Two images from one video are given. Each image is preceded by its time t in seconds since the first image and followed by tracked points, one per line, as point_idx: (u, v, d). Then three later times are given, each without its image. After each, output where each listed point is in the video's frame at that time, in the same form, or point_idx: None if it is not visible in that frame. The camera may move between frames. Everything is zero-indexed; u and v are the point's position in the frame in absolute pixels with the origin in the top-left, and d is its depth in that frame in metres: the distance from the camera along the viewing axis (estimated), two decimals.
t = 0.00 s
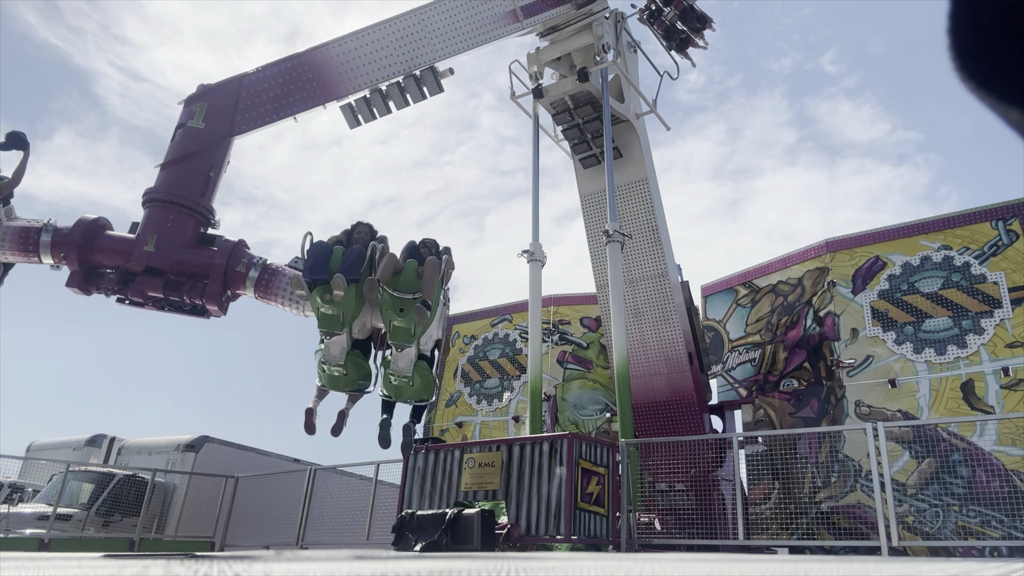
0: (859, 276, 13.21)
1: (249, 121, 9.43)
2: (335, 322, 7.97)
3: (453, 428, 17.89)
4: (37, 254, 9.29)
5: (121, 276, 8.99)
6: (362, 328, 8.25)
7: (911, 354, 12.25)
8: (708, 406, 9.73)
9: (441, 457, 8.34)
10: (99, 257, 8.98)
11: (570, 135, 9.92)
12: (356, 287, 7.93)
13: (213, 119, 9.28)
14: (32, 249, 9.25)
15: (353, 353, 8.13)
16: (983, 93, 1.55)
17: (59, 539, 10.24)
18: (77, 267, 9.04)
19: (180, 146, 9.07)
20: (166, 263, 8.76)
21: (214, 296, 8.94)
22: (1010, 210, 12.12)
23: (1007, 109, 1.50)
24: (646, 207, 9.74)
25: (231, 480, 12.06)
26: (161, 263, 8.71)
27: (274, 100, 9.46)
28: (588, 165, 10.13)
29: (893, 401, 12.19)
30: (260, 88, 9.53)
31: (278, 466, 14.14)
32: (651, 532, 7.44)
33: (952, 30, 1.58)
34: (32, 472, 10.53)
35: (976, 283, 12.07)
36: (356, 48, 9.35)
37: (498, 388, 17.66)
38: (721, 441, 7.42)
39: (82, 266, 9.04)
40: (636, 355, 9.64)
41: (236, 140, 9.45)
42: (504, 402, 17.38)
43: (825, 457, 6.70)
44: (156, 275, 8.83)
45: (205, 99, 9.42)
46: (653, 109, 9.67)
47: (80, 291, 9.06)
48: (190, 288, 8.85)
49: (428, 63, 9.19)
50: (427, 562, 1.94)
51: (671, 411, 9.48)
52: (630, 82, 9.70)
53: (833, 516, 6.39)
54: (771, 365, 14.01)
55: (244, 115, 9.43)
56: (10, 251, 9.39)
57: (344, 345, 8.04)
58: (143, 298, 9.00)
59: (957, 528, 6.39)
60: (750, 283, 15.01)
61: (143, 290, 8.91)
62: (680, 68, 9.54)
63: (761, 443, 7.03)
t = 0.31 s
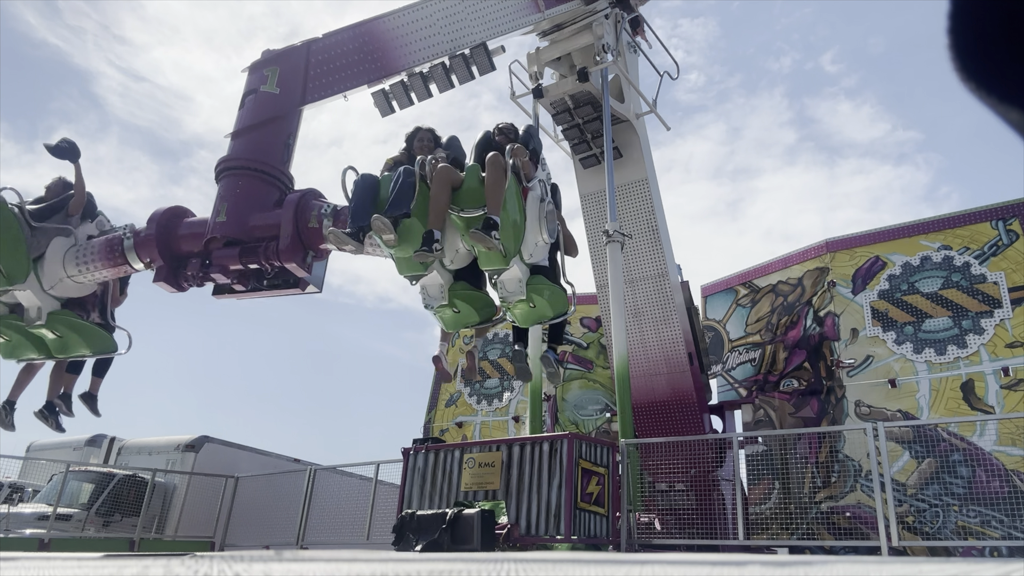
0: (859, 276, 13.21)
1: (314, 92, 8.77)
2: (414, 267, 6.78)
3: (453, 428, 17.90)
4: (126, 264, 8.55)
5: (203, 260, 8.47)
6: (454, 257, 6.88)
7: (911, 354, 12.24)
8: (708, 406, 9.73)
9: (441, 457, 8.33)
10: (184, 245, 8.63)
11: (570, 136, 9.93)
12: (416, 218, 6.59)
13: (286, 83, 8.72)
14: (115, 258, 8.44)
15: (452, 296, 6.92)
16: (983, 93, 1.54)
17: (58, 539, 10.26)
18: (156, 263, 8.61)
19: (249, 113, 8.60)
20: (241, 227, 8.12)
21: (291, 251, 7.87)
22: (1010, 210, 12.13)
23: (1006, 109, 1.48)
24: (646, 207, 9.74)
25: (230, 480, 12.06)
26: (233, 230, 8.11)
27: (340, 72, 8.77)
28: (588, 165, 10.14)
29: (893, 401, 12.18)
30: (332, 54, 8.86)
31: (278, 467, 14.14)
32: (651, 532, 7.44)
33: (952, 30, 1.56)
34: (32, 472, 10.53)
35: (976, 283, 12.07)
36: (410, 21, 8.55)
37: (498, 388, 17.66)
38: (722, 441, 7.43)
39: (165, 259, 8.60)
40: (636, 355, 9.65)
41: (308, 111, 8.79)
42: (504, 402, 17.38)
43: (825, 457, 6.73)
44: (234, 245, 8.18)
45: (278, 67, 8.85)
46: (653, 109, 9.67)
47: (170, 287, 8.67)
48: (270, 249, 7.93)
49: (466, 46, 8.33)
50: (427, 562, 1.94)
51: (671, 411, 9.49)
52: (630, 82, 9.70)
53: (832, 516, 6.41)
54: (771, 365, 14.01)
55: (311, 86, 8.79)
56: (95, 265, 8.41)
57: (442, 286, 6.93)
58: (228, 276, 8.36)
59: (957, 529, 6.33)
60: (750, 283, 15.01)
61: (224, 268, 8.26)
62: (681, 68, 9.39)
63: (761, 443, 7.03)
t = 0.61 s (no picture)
0: (859, 276, 13.22)
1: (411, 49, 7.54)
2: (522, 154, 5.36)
3: (453, 428, 17.90)
4: (264, 267, 7.77)
5: (319, 232, 7.36)
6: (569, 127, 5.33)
7: (911, 354, 12.25)
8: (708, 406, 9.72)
9: (441, 458, 8.34)
10: (300, 225, 7.48)
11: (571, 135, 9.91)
12: (495, 91, 5.27)
13: (382, 39, 7.59)
14: (250, 263, 7.78)
15: (589, 174, 5.42)
16: (983, 92, 1.54)
17: (58, 539, 10.25)
18: (279, 257, 7.59)
19: (342, 71, 7.54)
20: (346, 177, 7.11)
21: (393, 184, 6.68)
22: (1009, 210, 12.15)
23: (1006, 108, 1.48)
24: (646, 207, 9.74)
25: (231, 480, 12.05)
26: (337, 182, 7.10)
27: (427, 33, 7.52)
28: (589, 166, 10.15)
29: (893, 401, 12.18)
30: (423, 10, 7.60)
31: (278, 467, 14.14)
32: (651, 532, 7.43)
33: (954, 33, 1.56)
34: (32, 472, 10.54)
35: (976, 283, 12.07)
36: None
37: (498, 388, 17.66)
38: (722, 441, 7.41)
39: (289, 243, 7.49)
40: (636, 355, 9.65)
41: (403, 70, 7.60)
42: (504, 402, 17.38)
43: (825, 457, 6.71)
44: (339, 199, 7.12)
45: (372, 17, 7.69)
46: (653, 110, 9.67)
47: (298, 271, 7.61)
48: (376, 191, 6.78)
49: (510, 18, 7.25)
50: (428, 562, 1.94)
51: (671, 411, 9.48)
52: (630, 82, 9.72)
53: (833, 516, 6.42)
54: (771, 365, 14.01)
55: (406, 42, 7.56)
56: (236, 274, 7.90)
57: (569, 168, 5.43)
58: (347, 238, 7.26)
59: (957, 529, 6.32)
60: (750, 283, 15.00)
61: (337, 229, 7.21)
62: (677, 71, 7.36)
63: (761, 443, 7.04)
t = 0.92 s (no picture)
0: (859, 276, 13.22)
1: None
2: None
3: (453, 429, 17.90)
4: (456, 247, 7.75)
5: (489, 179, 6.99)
6: None
7: (911, 354, 12.24)
8: (708, 406, 9.71)
9: (441, 458, 8.34)
10: (470, 186, 7.15)
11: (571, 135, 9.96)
12: None
13: None
14: (441, 247, 7.76)
15: None
16: (983, 93, 1.53)
17: (58, 539, 10.25)
18: (462, 225, 7.47)
19: (472, 14, 7.14)
20: (494, 117, 6.78)
21: (535, 93, 5.92)
22: (1009, 210, 12.15)
23: (1006, 109, 1.48)
24: (646, 207, 9.75)
25: (230, 480, 12.05)
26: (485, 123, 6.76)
27: None
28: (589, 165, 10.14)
29: (892, 401, 12.18)
30: None
31: (278, 467, 14.14)
32: (651, 532, 7.50)
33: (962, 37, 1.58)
34: (32, 472, 10.54)
35: (976, 284, 12.07)
36: None
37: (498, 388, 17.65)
38: (721, 441, 7.38)
39: (465, 208, 7.31)
40: (636, 355, 9.66)
41: None
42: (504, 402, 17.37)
43: (825, 457, 6.72)
44: (493, 140, 6.74)
45: None
46: (653, 109, 9.66)
47: (483, 235, 7.42)
48: (521, 113, 6.20)
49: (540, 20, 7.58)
50: (427, 562, 1.93)
51: (670, 411, 9.47)
52: (630, 82, 9.72)
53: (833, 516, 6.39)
54: (771, 365, 14.00)
55: None
56: (433, 263, 7.93)
57: None
58: (513, 178, 6.84)
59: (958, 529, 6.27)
60: (750, 283, 15.00)
61: (505, 169, 6.79)
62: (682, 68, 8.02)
63: (761, 442, 7.05)
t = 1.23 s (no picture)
0: (859, 276, 13.22)
1: None
2: None
3: (453, 428, 17.89)
4: (651, 194, 6.63)
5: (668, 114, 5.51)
6: None
7: (911, 354, 12.24)
8: (708, 406, 9.71)
9: (441, 458, 8.34)
10: (650, 131, 5.79)
11: (570, 135, 10.01)
12: None
13: None
14: (633, 197, 6.67)
15: None
16: (982, 92, 1.54)
17: (58, 539, 10.22)
18: (649, 169, 6.11)
19: None
20: (653, 48, 5.33)
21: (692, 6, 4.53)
22: (1009, 210, 12.16)
23: (1007, 109, 1.49)
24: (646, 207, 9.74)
25: (230, 480, 12.06)
26: (645, 59, 5.32)
27: None
28: (589, 165, 10.12)
29: (893, 401, 12.17)
30: None
31: (278, 467, 14.14)
32: (651, 532, 7.41)
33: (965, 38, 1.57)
34: (32, 472, 10.54)
35: (976, 284, 12.07)
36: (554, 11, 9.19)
37: (498, 388, 17.64)
38: (722, 441, 7.39)
39: (649, 158, 5.99)
40: (636, 355, 9.69)
41: None
42: (504, 402, 17.35)
43: (825, 457, 6.69)
44: (660, 74, 5.28)
45: None
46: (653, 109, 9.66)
47: (681, 174, 5.99)
48: (680, 34, 4.79)
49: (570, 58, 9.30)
50: (428, 563, 1.92)
51: (670, 411, 9.48)
52: (630, 82, 9.74)
53: (833, 516, 6.41)
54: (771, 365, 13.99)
55: None
56: (628, 217, 6.95)
57: None
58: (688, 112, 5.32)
59: (957, 529, 6.33)
60: (750, 283, 15.00)
61: (683, 99, 5.29)
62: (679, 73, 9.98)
63: (761, 443, 7.04)
